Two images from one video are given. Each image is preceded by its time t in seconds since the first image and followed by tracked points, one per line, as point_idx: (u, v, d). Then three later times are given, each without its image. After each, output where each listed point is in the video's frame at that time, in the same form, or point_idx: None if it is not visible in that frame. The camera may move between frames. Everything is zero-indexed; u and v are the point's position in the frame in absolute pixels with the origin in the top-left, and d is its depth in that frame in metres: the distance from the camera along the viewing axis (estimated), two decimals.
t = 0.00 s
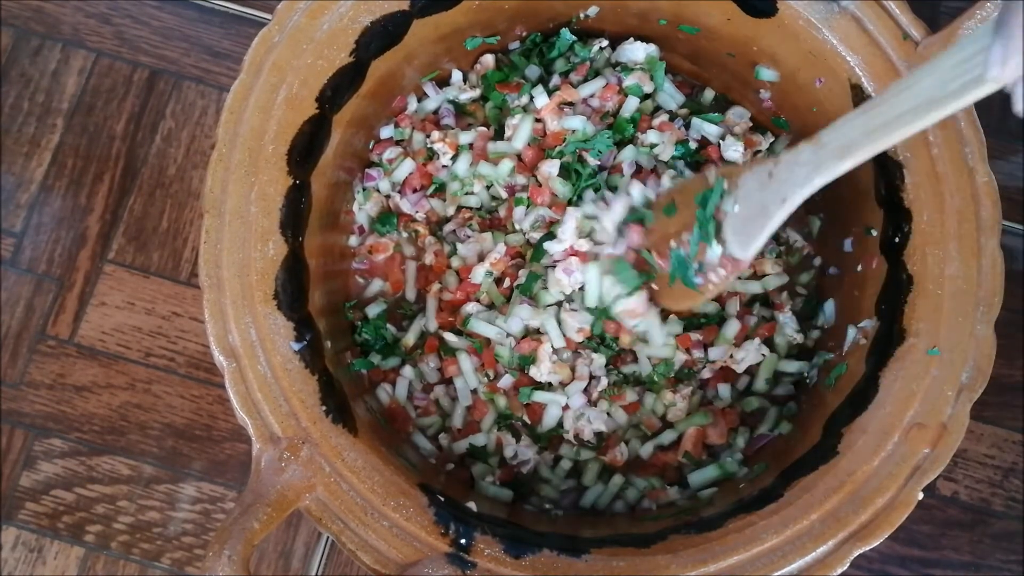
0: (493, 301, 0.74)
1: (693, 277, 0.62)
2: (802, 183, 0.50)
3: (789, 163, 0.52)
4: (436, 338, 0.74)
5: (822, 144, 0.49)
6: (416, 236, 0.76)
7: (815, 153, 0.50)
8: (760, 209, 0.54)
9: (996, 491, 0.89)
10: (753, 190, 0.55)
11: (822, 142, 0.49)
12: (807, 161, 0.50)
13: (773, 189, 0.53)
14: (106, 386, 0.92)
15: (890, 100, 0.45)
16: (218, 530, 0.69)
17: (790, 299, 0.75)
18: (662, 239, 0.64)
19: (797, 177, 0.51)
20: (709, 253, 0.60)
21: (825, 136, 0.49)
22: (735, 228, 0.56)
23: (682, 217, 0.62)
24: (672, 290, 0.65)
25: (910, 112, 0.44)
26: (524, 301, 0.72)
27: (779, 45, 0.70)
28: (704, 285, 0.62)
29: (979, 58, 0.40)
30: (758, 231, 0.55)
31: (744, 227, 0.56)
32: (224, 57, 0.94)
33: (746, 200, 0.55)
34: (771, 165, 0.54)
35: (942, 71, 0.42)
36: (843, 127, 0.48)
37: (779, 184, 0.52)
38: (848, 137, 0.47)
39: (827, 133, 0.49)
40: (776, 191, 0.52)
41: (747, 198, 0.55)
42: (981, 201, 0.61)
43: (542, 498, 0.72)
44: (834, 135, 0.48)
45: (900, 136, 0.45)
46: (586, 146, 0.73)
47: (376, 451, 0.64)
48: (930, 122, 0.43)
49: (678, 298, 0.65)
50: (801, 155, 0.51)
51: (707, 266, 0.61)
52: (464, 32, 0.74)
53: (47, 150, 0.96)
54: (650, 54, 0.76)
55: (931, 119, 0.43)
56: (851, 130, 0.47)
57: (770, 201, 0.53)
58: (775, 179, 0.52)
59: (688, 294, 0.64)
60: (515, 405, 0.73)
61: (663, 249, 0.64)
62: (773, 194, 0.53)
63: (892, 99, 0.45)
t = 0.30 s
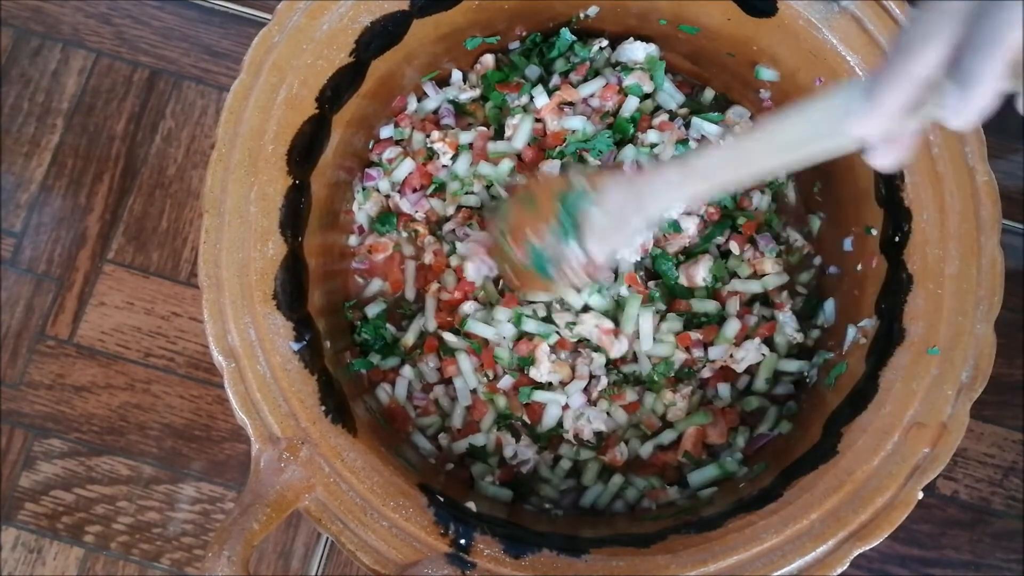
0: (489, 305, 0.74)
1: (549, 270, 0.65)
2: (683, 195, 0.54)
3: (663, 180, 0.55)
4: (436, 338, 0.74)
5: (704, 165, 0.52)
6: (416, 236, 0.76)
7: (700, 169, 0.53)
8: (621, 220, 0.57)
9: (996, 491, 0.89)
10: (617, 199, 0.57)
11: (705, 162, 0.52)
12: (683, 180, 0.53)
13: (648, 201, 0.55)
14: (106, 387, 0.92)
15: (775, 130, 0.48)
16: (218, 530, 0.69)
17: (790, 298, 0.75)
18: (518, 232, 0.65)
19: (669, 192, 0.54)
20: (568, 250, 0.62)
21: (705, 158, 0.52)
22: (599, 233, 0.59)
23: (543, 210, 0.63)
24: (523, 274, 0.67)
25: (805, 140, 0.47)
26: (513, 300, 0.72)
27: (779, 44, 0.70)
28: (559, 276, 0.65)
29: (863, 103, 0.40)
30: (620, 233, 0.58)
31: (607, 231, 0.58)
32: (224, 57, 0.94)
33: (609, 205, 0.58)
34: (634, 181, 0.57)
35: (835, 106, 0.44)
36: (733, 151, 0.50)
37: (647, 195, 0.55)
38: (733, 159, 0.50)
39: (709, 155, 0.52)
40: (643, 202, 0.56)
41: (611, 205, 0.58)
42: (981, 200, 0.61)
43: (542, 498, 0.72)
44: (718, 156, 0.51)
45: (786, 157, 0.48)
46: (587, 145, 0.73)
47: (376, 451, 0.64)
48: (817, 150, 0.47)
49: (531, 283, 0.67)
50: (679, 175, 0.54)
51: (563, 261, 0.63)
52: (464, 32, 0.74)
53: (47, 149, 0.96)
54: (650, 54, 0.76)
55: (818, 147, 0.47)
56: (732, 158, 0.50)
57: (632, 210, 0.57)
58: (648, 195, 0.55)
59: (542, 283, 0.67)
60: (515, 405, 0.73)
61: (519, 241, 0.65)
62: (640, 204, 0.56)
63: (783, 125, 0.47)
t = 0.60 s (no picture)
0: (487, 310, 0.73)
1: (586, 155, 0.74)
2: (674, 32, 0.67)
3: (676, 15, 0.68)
4: (436, 338, 0.74)
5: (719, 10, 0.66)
6: (416, 236, 0.76)
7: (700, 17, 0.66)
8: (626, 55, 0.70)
9: (996, 491, 0.89)
10: (655, 25, 0.69)
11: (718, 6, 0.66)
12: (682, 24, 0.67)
13: (664, 28, 0.68)
14: (106, 386, 0.92)
15: None
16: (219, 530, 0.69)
17: (790, 299, 0.75)
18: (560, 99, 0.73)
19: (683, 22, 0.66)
20: (573, 86, 0.72)
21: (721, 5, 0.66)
22: (610, 60, 0.71)
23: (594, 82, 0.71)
24: (530, 117, 0.75)
25: None
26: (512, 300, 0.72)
27: (778, 44, 0.70)
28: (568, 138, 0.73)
29: None
30: (628, 65, 0.69)
31: (612, 73, 0.70)
32: (224, 57, 0.94)
33: (628, 41, 0.71)
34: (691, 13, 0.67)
35: None
36: None
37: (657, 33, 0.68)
38: None
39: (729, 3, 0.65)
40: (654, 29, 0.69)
41: (627, 40, 0.71)
42: (981, 201, 0.61)
43: (542, 498, 0.72)
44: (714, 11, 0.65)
45: None
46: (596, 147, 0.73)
47: (376, 451, 0.64)
48: None
49: (535, 134, 0.73)
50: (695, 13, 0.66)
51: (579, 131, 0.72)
52: (464, 32, 0.74)
53: (47, 149, 0.96)
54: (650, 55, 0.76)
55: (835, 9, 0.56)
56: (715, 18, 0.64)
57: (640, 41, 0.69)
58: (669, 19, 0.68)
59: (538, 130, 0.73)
60: (515, 405, 0.73)
61: (563, 95, 0.73)
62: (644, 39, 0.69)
63: None
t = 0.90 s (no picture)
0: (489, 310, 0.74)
1: (694, 320, 0.60)
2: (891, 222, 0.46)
3: (821, 219, 0.51)
4: (436, 338, 0.74)
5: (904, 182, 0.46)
6: (416, 236, 0.76)
7: (874, 199, 0.48)
8: (773, 263, 0.54)
9: (995, 490, 0.89)
10: (778, 240, 0.54)
11: (857, 202, 0.49)
12: (838, 223, 0.50)
13: (807, 237, 0.52)
14: (106, 386, 0.92)
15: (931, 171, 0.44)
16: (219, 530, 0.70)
17: (790, 298, 0.75)
18: (668, 279, 0.62)
19: (812, 245, 0.51)
20: (717, 297, 0.58)
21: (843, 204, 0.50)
22: (755, 274, 0.55)
23: (696, 254, 0.60)
24: (666, 326, 0.63)
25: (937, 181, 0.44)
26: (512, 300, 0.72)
27: (779, 44, 0.70)
28: (703, 328, 0.60)
29: None
30: (774, 279, 0.55)
31: (767, 270, 0.55)
32: (224, 57, 0.94)
33: (765, 247, 0.55)
34: (794, 217, 0.54)
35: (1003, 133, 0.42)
36: (879, 197, 0.47)
37: (807, 237, 0.52)
38: (875, 206, 0.47)
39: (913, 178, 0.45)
40: (795, 253, 0.53)
41: (768, 244, 0.54)
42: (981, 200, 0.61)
43: (543, 498, 0.73)
44: (914, 181, 0.45)
45: (945, 208, 0.44)
46: (694, 305, 0.60)
47: (376, 451, 0.64)
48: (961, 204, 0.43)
49: (668, 337, 0.63)
50: (833, 213, 0.50)
51: (707, 311, 0.59)
52: (463, 31, 0.74)
53: (47, 150, 0.96)
54: (650, 54, 0.76)
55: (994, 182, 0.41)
56: (905, 187, 0.45)
57: (786, 253, 0.53)
58: (802, 231, 0.52)
59: (686, 337, 0.62)
60: (515, 405, 0.73)
61: (666, 288, 0.62)
62: (792, 250, 0.53)
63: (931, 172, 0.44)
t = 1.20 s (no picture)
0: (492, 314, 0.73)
1: (545, 403, 0.65)
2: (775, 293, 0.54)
3: (649, 313, 0.59)
4: (436, 338, 0.74)
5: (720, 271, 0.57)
6: (416, 236, 0.76)
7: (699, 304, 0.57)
8: (622, 350, 0.61)
9: (994, 490, 0.89)
10: (607, 326, 0.61)
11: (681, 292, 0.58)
12: (666, 320, 0.58)
13: (640, 333, 0.59)
14: (108, 386, 0.92)
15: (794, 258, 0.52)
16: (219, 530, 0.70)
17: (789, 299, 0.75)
18: (500, 367, 0.65)
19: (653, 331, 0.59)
20: (563, 386, 0.64)
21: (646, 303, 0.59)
22: (592, 365, 0.62)
23: (523, 343, 0.64)
24: (515, 410, 0.67)
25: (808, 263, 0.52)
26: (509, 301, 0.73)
27: (778, 45, 0.70)
28: (555, 409, 0.66)
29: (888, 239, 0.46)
30: (623, 367, 0.61)
31: (614, 343, 0.61)
32: (225, 58, 0.94)
33: (602, 336, 0.61)
34: (627, 307, 0.60)
35: (852, 237, 0.49)
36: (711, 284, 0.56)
37: (642, 329, 0.59)
38: (722, 292, 0.56)
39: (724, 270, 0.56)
40: (643, 330, 0.59)
41: (607, 330, 0.61)
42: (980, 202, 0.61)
43: (542, 497, 0.73)
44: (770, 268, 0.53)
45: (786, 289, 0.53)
46: (544, 392, 0.65)
47: (377, 450, 0.64)
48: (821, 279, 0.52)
49: (525, 417, 0.68)
50: (660, 306, 0.58)
51: (559, 397, 0.64)
52: (464, 32, 0.74)
53: (48, 151, 0.96)
54: (651, 55, 0.77)
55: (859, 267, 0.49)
56: (738, 280, 0.55)
57: (630, 344, 0.60)
58: (636, 322, 0.59)
59: (537, 416, 0.67)
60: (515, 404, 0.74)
61: (505, 374, 0.65)
62: (633, 343, 0.60)
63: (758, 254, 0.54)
